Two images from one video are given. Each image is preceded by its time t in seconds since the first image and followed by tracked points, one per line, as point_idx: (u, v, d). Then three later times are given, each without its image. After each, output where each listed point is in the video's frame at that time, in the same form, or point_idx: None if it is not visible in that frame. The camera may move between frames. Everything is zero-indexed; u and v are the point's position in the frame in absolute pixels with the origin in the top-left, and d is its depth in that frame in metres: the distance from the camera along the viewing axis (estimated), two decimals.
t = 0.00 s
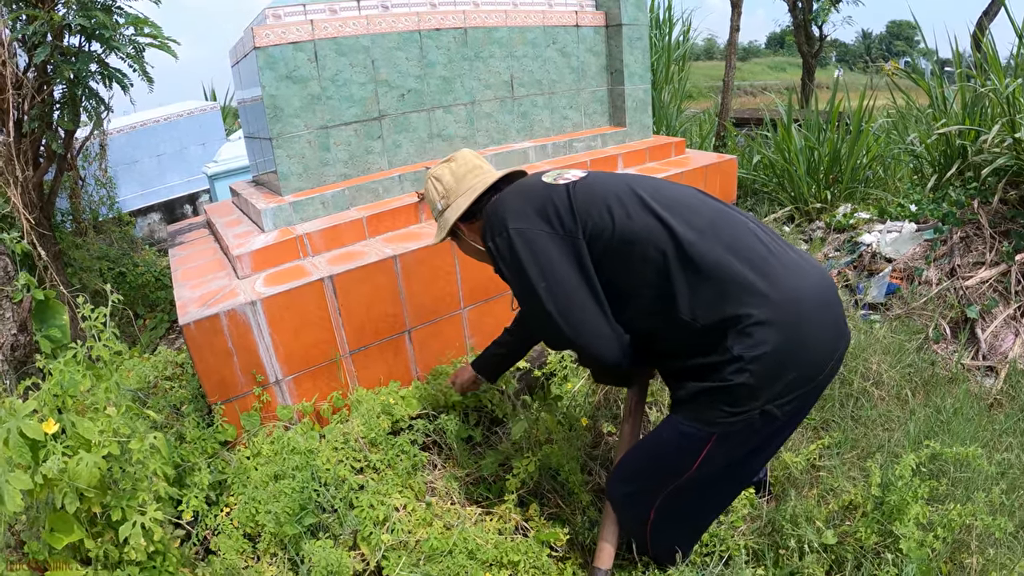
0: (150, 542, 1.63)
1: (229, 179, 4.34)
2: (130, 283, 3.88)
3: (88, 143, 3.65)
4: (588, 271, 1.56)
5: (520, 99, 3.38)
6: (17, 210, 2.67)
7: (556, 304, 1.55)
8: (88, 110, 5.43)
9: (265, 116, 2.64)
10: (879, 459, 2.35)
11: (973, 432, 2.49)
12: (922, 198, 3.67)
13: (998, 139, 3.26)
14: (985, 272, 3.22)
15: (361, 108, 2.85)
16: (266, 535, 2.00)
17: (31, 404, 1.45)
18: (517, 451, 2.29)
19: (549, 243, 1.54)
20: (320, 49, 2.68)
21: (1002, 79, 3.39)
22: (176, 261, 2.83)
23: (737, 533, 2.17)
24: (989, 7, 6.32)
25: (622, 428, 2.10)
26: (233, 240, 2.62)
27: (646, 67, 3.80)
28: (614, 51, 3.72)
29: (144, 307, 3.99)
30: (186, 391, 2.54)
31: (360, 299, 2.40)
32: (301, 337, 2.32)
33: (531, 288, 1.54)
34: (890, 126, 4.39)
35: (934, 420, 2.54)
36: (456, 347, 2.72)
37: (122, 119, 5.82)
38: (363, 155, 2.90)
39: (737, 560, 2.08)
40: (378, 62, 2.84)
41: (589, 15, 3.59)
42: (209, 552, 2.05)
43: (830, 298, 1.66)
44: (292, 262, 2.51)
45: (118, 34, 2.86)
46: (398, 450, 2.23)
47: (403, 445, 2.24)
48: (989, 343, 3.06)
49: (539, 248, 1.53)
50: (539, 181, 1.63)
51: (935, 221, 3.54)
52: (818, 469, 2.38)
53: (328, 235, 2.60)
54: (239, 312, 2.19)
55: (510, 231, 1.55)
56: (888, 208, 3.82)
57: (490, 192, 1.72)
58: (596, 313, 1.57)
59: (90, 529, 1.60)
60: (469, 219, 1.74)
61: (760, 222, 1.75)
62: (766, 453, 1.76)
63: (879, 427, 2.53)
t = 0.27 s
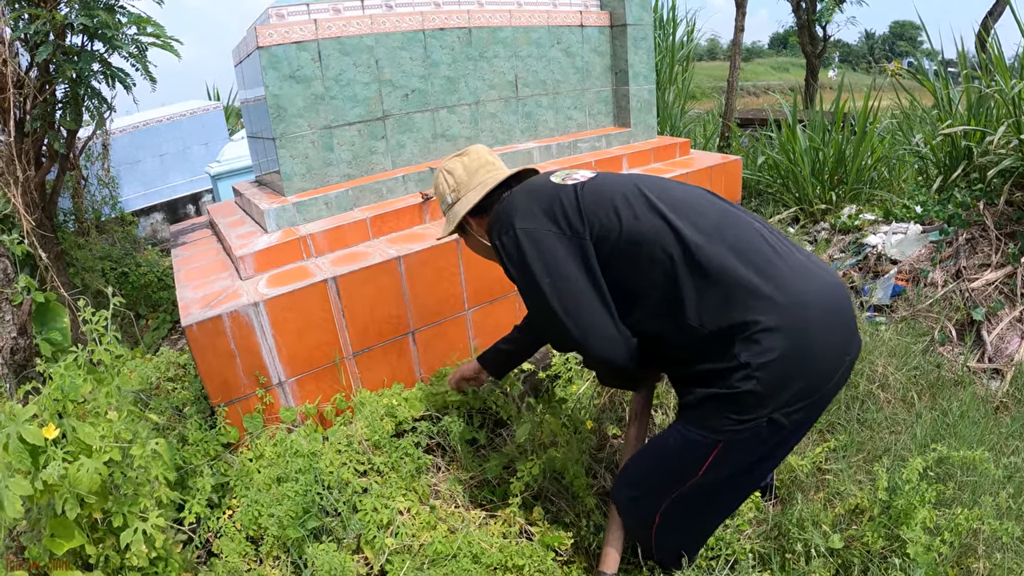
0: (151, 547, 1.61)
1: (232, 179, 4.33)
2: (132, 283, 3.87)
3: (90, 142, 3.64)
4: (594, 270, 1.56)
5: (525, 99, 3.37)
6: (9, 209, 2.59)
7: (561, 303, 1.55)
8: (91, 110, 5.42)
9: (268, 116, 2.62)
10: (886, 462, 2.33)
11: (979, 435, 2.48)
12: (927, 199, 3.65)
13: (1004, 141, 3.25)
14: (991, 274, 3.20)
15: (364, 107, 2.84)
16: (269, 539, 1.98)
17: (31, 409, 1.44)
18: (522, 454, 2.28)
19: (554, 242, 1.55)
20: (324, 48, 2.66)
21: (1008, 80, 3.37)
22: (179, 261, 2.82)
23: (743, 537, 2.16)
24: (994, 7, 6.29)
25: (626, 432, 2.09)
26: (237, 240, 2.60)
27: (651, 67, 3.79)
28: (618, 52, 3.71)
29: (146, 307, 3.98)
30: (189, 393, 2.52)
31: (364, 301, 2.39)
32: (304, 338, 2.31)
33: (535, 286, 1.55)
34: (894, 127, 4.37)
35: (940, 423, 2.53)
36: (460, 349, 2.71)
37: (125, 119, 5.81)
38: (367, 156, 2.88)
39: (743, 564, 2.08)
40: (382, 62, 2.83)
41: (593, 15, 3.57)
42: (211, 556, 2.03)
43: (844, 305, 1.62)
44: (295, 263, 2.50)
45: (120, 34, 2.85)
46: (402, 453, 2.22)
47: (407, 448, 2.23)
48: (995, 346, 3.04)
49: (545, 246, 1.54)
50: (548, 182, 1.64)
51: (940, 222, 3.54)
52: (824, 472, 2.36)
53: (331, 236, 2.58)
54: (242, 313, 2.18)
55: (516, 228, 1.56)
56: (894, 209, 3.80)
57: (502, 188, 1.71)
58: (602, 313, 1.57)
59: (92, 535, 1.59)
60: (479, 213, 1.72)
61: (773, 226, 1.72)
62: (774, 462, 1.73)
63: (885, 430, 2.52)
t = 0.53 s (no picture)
0: (151, 550, 1.60)
1: (236, 179, 4.32)
2: (135, 282, 3.86)
3: (95, 142, 3.64)
4: (618, 275, 1.53)
5: (530, 99, 3.35)
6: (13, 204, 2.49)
7: (584, 308, 1.52)
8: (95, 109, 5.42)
9: (272, 116, 2.62)
10: (892, 467, 2.32)
11: (985, 440, 2.46)
12: (933, 202, 3.63)
13: (1010, 143, 3.23)
14: (998, 277, 3.19)
15: (369, 108, 2.83)
16: (270, 540, 1.98)
17: (30, 410, 1.43)
18: (525, 456, 2.27)
19: (579, 246, 1.52)
20: (328, 48, 2.66)
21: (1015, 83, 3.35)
22: (183, 261, 2.82)
23: (747, 542, 2.14)
24: (1000, 8, 6.25)
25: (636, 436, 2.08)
26: (240, 240, 2.60)
27: (657, 68, 3.77)
28: (624, 53, 3.69)
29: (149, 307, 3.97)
30: (191, 393, 2.52)
31: (367, 302, 2.38)
32: (307, 339, 2.30)
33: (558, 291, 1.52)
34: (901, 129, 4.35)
35: (946, 428, 2.51)
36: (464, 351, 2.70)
37: (130, 119, 5.82)
38: (371, 156, 2.88)
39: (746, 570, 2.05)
40: (386, 62, 2.82)
41: (599, 15, 3.56)
42: (212, 557, 2.03)
43: (862, 313, 1.65)
44: (299, 264, 2.49)
45: (125, 33, 2.85)
46: (405, 455, 2.21)
47: (410, 450, 2.22)
48: (1001, 350, 3.02)
49: (569, 250, 1.51)
50: (569, 183, 1.61)
51: (946, 225, 3.53)
52: (828, 477, 2.34)
53: (335, 236, 2.57)
54: (244, 313, 2.17)
55: (539, 231, 1.53)
56: (900, 212, 3.77)
57: (511, 184, 1.68)
58: (625, 319, 1.55)
59: (91, 537, 1.58)
60: (486, 210, 1.68)
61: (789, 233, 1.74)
62: (789, 466, 1.73)
63: (890, 435, 2.50)
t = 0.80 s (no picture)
0: (155, 555, 1.59)
1: (241, 179, 4.32)
2: (139, 283, 3.86)
3: (99, 142, 3.64)
4: (641, 273, 1.52)
5: (535, 101, 3.35)
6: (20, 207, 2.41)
7: (607, 308, 1.50)
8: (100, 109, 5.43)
9: (277, 117, 2.61)
10: (898, 473, 2.31)
11: (992, 445, 2.45)
12: (939, 205, 3.62)
13: (1016, 147, 3.21)
14: (1003, 281, 3.17)
15: (374, 109, 2.82)
16: (273, 543, 1.97)
17: (32, 414, 1.44)
18: (530, 460, 2.27)
19: (601, 244, 1.50)
20: (333, 49, 2.65)
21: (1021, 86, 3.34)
22: (187, 262, 2.81)
23: (752, 547, 2.13)
24: (1006, 10, 6.24)
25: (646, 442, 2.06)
26: (244, 241, 2.59)
27: (662, 71, 3.77)
28: (629, 55, 3.69)
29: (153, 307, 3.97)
30: (195, 395, 2.51)
31: (372, 304, 2.37)
32: (311, 342, 2.30)
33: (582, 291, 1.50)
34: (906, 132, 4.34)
35: (952, 433, 2.50)
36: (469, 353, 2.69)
37: (134, 119, 5.83)
38: (375, 158, 2.87)
39: None
40: (392, 63, 2.81)
41: (604, 17, 3.55)
42: (215, 560, 2.02)
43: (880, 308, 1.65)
44: (303, 266, 2.49)
45: (129, 33, 2.85)
46: (409, 459, 2.21)
47: (414, 453, 2.21)
48: (1007, 354, 3.01)
49: (591, 249, 1.49)
50: (589, 179, 1.59)
51: (952, 228, 3.48)
52: (833, 482, 2.33)
53: (340, 238, 2.57)
54: (248, 315, 2.17)
55: (560, 229, 1.51)
56: (905, 215, 3.74)
57: (512, 178, 1.69)
58: (647, 318, 1.52)
59: (93, 541, 1.58)
60: (486, 205, 1.67)
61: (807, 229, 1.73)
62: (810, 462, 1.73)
63: (895, 439, 2.49)
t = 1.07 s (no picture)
0: (160, 561, 1.59)
1: (246, 181, 4.33)
2: (143, 284, 3.86)
3: (104, 143, 3.65)
4: (668, 258, 1.49)
5: (541, 105, 3.35)
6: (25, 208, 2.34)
7: (631, 291, 1.47)
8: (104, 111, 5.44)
9: (283, 119, 2.61)
10: (904, 479, 2.31)
11: (998, 452, 2.45)
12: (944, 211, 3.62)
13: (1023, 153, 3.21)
14: (1008, 287, 3.17)
15: (380, 112, 2.82)
16: (277, 547, 1.96)
17: (38, 419, 1.43)
18: (536, 465, 2.27)
19: (630, 225, 1.46)
20: (339, 52, 2.65)
21: None
22: (193, 263, 2.82)
23: (758, 553, 2.13)
24: (1011, 15, 6.23)
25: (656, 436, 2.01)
26: (250, 243, 2.59)
27: (668, 75, 3.77)
28: (635, 58, 3.69)
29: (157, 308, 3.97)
30: (200, 397, 2.51)
31: (378, 307, 2.37)
32: (316, 345, 2.29)
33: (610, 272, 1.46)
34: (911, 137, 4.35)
35: (958, 439, 2.50)
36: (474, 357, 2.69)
37: (138, 121, 5.84)
38: (381, 161, 2.87)
39: None
40: (398, 66, 2.81)
41: (610, 21, 3.55)
42: (219, 564, 2.02)
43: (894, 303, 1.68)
44: (308, 268, 2.48)
45: (135, 34, 2.85)
46: (414, 463, 2.21)
47: (419, 458, 2.22)
48: (1012, 360, 3.01)
49: (619, 229, 1.45)
50: (619, 155, 1.54)
51: (957, 234, 3.49)
52: (839, 488, 2.33)
53: (345, 241, 2.57)
54: (253, 318, 2.16)
55: (589, 207, 1.46)
56: (911, 220, 3.74)
57: (527, 150, 1.65)
58: (670, 303, 1.50)
59: (99, 547, 1.58)
60: (502, 177, 1.65)
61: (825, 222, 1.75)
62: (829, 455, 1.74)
63: (901, 445, 2.49)
